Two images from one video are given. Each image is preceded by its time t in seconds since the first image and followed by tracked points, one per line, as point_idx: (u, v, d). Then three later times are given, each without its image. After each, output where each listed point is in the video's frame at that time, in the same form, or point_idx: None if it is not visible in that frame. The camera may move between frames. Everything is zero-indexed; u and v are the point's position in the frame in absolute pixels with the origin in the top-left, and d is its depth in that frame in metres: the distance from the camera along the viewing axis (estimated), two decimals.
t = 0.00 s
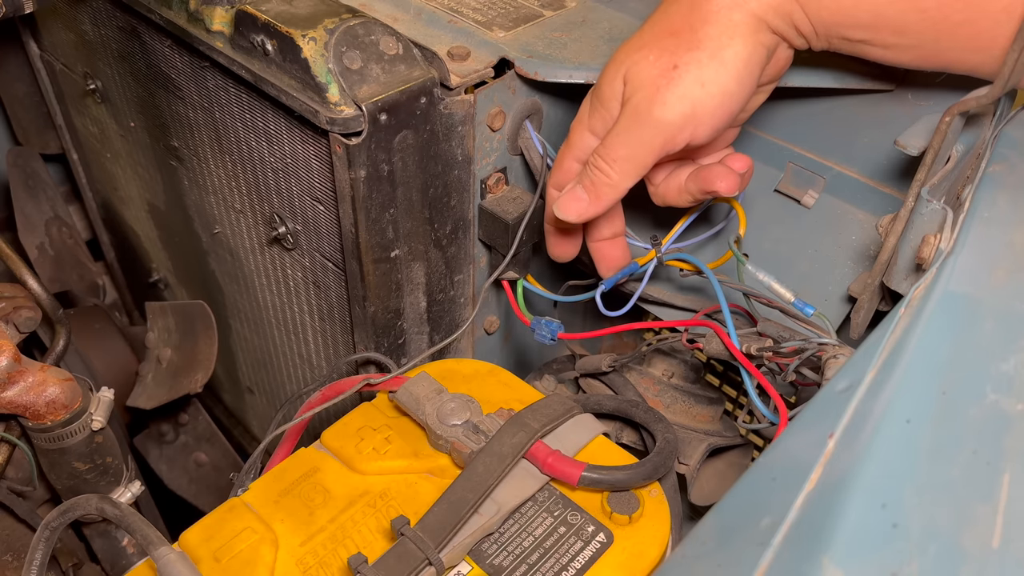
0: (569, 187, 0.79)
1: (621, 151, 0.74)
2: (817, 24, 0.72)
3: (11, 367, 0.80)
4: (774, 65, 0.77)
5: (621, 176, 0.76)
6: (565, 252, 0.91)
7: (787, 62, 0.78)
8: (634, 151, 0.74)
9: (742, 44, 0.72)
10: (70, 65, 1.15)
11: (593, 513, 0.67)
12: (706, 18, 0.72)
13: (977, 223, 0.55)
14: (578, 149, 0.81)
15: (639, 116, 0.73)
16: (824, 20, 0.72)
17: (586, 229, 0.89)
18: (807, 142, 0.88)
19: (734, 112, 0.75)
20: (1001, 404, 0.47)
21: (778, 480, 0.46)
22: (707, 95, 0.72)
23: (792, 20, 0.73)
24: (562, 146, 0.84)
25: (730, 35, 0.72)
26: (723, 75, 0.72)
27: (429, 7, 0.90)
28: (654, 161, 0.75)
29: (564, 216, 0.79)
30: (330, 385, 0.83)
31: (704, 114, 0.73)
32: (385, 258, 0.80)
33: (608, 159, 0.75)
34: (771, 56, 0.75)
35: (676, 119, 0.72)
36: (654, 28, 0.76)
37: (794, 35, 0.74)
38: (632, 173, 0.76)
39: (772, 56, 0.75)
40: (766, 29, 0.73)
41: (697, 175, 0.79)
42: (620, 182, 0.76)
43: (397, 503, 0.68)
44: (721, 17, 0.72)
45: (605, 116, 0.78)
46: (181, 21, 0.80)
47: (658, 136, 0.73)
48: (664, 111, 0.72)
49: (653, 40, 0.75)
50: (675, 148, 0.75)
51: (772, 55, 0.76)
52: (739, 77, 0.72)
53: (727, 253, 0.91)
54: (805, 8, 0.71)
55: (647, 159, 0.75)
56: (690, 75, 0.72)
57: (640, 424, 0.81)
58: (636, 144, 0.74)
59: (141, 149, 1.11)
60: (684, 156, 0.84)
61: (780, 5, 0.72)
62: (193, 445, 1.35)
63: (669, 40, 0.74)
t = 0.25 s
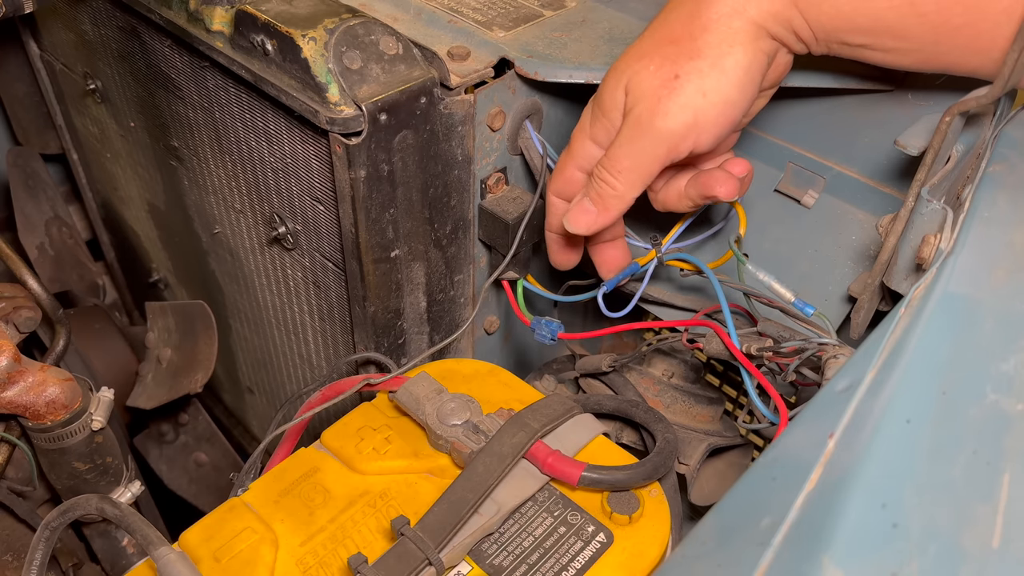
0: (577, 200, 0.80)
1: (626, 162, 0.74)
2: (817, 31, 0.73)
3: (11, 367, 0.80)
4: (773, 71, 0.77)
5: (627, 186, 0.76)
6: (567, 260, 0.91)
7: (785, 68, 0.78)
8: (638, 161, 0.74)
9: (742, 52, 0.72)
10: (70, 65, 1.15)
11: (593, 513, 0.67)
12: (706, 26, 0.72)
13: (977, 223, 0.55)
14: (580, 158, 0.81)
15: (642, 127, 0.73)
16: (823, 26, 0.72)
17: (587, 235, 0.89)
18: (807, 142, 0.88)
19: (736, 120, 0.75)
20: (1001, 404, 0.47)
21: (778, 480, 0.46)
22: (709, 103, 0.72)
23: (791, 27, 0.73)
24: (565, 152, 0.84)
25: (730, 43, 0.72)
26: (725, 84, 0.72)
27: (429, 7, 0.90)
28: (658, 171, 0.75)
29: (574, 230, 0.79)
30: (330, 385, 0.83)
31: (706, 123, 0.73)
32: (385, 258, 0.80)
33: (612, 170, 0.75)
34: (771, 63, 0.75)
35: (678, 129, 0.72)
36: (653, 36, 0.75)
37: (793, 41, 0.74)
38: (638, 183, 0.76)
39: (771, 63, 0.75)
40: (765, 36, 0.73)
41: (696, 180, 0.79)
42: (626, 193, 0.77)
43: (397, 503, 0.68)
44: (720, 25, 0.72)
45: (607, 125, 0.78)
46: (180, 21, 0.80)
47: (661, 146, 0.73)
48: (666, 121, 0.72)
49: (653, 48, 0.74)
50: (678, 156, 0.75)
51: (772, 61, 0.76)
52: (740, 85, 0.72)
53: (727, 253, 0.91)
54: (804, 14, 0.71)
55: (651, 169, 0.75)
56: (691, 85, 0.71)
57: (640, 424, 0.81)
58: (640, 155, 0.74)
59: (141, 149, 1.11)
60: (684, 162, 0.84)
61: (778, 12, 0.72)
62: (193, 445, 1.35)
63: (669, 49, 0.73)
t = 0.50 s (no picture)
0: (575, 201, 0.80)
1: (625, 163, 0.74)
2: (817, 32, 0.73)
3: (11, 367, 0.80)
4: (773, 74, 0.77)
5: (626, 187, 0.76)
6: (565, 261, 0.91)
7: (785, 70, 0.78)
8: (638, 163, 0.74)
9: (741, 55, 0.72)
10: (70, 65, 1.15)
11: (593, 513, 0.67)
12: (705, 28, 0.72)
13: (977, 223, 0.55)
14: (579, 159, 0.81)
15: (641, 129, 0.73)
16: (823, 27, 0.72)
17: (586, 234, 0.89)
18: (807, 142, 0.88)
19: (735, 121, 0.75)
20: (1001, 404, 0.47)
21: (778, 480, 0.46)
22: (708, 105, 0.72)
23: (791, 28, 0.73)
24: (564, 153, 0.84)
25: (729, 45, 0.71)
26: (724, 85, 0.72)
27: (429, 7, 0.90)
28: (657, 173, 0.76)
29: (571, 229, 0.79)
30: (330, 385, 0.83)
31: (705, 125, 0.73)
32: (385, 258, 0.80)
33: (611, 171, 0.75)
34: (770, 64, 0.75)
35: (677, 130, 0.72)
36: (652, 37, 0.75)
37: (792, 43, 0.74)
38: (637, 184, 0.76)
39: (770, 64, 0.75)
40: (764, 38, 0.73)
41: (693, 180, 0.79)
42: (625, 194, 0.77)
43: (397, 503, 0.68)
44: (720, 27, 0.72)
45: (607, 126, 0.78)
46: (181, 21, 0.80)
47: (660, 147, 0.73)
48: (666, 123, 0.72)
49: (653, 50, 0.74)
50: (677, 158, 0.75)
51: (772, 63, 0.76)
52: (739, 87, 0.72)
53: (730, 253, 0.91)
54: (803, 16, 0.71)
55: (650, 170, 0.75)
56: (690, 87, 0.71)
57: (640, 424, 0.81)
58: (639, 156, 0.74)
59: (141, 149, 1.11)
60: (682, 162, 0.84)
61: (778, 14, 0.72)
62: (193, 445, 1.35)
63: (669, 51, 0.73)
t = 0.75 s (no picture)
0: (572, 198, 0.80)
1: (624, 160, 0.74)
2: (817, 32, 0.73)
3: (11, 367, 0.80)
4: (773, 74, 0.78)
5: (623, 185, 0.76)
6: (562, 259, 0.91)
7: (785, 69, 0.78)
8: (636, 160, 0.74)
9: (741, 53, 0.72)
10: (70, 65, 1.15)
11: (593, 513, 0.67)
12: (706, 26, 0.72)
13: (977, 223, 0.55)
14: (578, 157, 0.81)
15: (640, 126, 0.73)
16: (823, 27, 0.72)
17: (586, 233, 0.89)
18: (807, 142, 0.88)
19: (735, 120, 0.75)
20: (1001, 404, 0.47)
21: (778, 480, 0.46)
22: (708, 103, 0.72)
23: (791, 28, 0.73)
24: (563, 151, 0.84)
25: (729, 43, 0.72)
26: (723, 84, 0.72)
27: (429, 7, 0.90)
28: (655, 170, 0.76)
29: (568, 226, 0.79)
30: (330, 385, 0.83)
31: (704, 123, 0.73)
32: (385, 258, 0.80)
33: (610, 168, 0.75)
34: (771, 63, 0.75)
35: (676, 128, 0.72)
36: (652, 35, 0.75)
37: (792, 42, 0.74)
38: (635, 182, 0.76)
39: (771, 64, 0.75)
40: (764, 36, 0.73)
41: (692, 179, 0.79)
42: (623, 191, 0.77)
43: (397, 503, 0.68)
44: (720, 26, 0.72)
45: (606, 124, 0.78)
46: (181, 21, 0.80)
47: (659, 145, 0.73)
48: (665, 120, 0.72)
49: (653, 48, 0.74)
50: (676, 156, 0.75)
51: (772, 62, 0.76)
52: (738, 85, 0.72)
53: (729, 254, 0.91)
54: (804, 15, 0.71)
55: (649, 167, 0.75)
56: (689, 85, 0.72)
57: (640, 424, 0.81)
58: (638, 153, 0.74)
59: (141, 149, 1.11)
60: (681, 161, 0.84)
61: (778, 13, 0.72)
62: (193, 445, 1.35)
63: (669, 49, 0.73)
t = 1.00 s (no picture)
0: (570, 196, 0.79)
1: (622, 158, 0.74)
2: (816, 32, 0.73)
3: (11, 367, 0.80)
4: (773, 74, 0.78)
5: (621, 183, 0.76)
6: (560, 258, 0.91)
7: (785, 69, 0.78)
8: (634, 159, 0.74)
9: (740, 52, 0.72)
10: (70, 65, 1.15)
11: (593, 513, 0.67)
12: (705, 26, 0.72)
13: (977, 223, 0.55)
14: (577, 156, 0.81)
15: (639, 124, 0.73)
16: (823, 27, 0.72)
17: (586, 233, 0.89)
18: (807, 142, 0.88)
19: (733, 119, 0.75)
20: (1001, 404, 0.47)
21: (778, 480, 0.46)
22: (706, 102, 0.72)
23: (790, 27, 0.73)
24: (562, 150, 0.84)
25: (728, 43, 0.72)
26: (722, 83, 0.72)
27: (429, 7, 0.90)
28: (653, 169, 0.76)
29: (564, 224, 0.79)
30: (330, 385, 0.83)
31: (702, 122, 0.73)
32: (385, 258, 0.80)
33: (608, 167, 0.75)
34: (770, 64, 0.75)
35: (674, 127, 0.72)
36: (652, 34, 0.75)
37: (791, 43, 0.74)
38: (633, 180, 0.76)
39: (770, 65, 0.75)
40: (764, 36, 0.73)
41: (691, 179, 0.79)
42: (620, 190, 0.76)
43: (397, 503, 0.68)
44: (719, 25, 0.72)
45: (605, 123, 0.78)
46: (181, 21, 0.80)
47: (657, 143, 0.73)
48: (663, 119, 0.72)
49: (652, 46, 0.74)
50: (674, 155, 0.75)
51: (772, 62, 0.76)
52: (737, 85, 0.72)
53: (729, 254, 0.91)
54: (803, 15, 0.71)
55: (646, 166, 0.75)
56: (688, 84, 0.71)
57: (640, 424, 0.81)
58: (635, 152, 0.74)
59: (141, 149, 1.11)
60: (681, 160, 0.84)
61: (777, 13, 0.72)
62: (193, 445, 1.35)
63: (668, 47, 0.73)
